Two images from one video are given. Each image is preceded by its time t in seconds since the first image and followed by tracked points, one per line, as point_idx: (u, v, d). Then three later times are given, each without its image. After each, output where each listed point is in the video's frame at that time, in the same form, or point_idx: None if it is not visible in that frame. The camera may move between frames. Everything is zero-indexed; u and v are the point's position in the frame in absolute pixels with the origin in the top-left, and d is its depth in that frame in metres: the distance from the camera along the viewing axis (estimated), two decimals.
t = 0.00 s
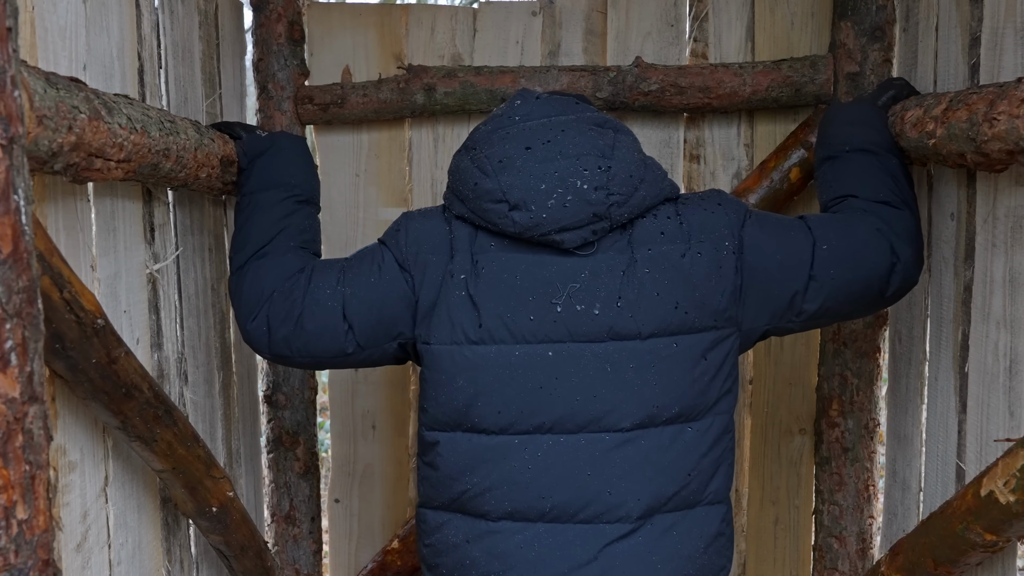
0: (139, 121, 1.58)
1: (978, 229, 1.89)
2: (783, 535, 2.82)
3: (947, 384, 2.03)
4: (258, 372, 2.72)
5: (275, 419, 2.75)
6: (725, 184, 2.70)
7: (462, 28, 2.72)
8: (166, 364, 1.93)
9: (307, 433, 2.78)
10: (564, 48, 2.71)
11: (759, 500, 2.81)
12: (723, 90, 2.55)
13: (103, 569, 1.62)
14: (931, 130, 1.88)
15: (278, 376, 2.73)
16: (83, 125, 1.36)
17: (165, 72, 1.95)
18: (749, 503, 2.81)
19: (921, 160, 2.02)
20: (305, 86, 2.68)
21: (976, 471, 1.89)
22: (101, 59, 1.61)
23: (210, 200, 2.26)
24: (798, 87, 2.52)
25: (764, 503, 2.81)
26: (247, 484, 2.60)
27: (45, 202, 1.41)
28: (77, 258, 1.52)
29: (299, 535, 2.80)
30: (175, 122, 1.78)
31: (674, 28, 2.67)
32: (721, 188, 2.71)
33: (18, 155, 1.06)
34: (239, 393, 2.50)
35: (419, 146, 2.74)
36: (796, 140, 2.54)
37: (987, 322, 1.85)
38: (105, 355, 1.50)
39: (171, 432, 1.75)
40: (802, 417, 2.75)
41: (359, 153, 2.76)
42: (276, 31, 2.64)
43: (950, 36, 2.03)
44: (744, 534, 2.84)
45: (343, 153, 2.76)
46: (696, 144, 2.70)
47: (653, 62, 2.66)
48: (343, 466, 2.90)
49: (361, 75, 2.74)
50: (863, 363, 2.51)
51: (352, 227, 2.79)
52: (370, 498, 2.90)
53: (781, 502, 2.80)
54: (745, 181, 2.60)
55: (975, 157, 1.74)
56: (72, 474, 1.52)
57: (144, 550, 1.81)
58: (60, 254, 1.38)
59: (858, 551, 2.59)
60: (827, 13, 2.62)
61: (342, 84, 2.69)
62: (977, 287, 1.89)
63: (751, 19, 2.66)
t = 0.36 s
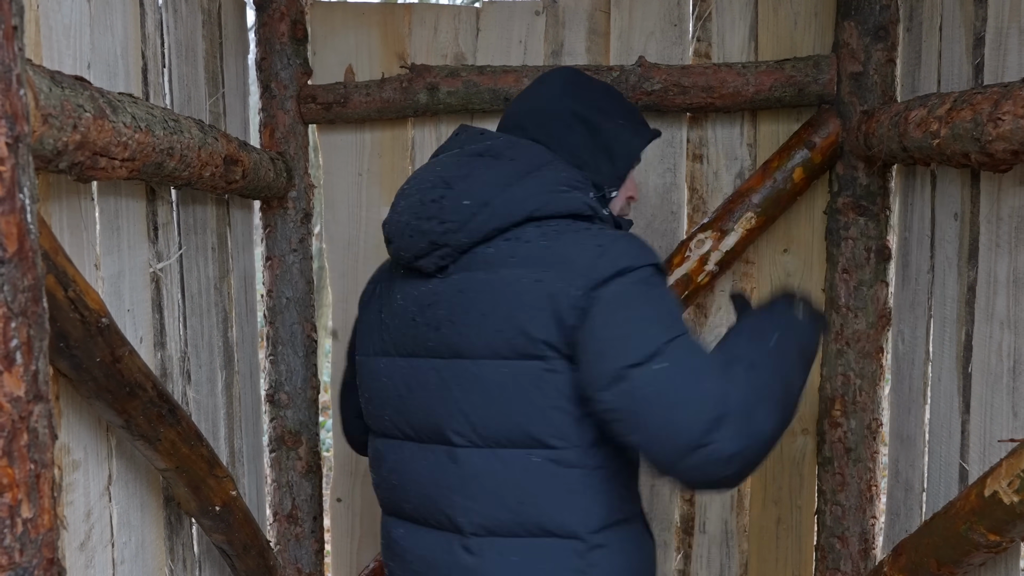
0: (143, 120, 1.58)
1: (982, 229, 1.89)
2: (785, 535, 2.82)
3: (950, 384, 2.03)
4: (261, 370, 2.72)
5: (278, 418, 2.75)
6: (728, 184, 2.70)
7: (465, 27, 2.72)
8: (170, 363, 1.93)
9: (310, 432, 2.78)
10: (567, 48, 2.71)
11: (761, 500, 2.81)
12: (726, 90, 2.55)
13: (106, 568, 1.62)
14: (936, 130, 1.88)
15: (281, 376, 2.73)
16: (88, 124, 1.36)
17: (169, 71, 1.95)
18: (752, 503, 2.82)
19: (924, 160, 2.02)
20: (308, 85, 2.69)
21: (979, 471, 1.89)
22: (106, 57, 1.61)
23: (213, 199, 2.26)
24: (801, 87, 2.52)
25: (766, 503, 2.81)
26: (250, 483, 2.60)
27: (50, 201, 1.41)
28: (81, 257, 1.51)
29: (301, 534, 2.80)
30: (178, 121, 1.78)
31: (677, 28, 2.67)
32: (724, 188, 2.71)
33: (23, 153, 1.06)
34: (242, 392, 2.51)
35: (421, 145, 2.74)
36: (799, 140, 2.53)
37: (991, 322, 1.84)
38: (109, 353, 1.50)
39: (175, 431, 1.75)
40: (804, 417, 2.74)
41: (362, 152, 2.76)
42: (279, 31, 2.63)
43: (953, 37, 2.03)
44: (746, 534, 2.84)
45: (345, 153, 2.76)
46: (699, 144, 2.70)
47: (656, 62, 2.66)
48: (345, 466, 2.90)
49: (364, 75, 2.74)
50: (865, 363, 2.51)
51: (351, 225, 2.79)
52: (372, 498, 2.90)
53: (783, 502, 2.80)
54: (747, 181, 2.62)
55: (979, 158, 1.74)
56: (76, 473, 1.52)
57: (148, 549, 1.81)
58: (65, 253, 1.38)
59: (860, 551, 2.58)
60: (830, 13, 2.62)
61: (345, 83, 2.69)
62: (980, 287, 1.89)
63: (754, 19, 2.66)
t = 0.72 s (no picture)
0: (150, 117, 1.57)
1: (991, 230, 1.88)
2: (789, 536, 2.81)
3: (958, 385, 2.02)
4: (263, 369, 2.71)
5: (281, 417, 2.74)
6: (733, 183, 2.69)
7: (470, 25, 2.71)
8: (174, 362, 1.92)
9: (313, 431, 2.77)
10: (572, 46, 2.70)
11: (765, 501, 2.80)
12: (733, 89, 2.54)
13: (110, 568, 1.61)
14: (944, 130, 1.88)
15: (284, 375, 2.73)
16: (95, 120, 1.35)
17: (174, 68, 1.94)
18: (756, 505, 2.81)
19: (933, 160, 2.01)
20: (313, 83, 2.68)
21: (987, 473, 1.88)
22: (112, 54, 1.61)
23: (217, 197, 2.25)
24: (808, 87, 2.51)
25: (770, 504, 2.80)
26: (253, 482, 2.59)
27: (56, 198, 1.40)
28: (87, 254, 1.50)
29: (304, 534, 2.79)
30: (184, 118, 1.77)
31: (683, 27, 2.66)
32: (730, 188, 2.70)
33: (31, 149, 1.05)
34: (245, 390, 2.50)
35: (426, 144, 2.73)
36: (805, 140, 2.52)
37: (999, 323, 1.83)
38: (114, 352, 1.49)
39: (179, 429, 1.74)
40: (809, 418, 2.74)
41: (366, 151, 2.75)
42: (282, 28, 2.63)
43: (962, 37, 2.02)
44: (750, 535, 2.83)
45: (349, 151, 2.75)
46: (704, 143, 2.69)
47: (662, 61, 2.65)
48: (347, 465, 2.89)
49: (368, 72, 2.73)
50: (871, 364, 2.49)
51: (355, 224, 2.78)
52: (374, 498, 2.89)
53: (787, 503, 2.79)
54: (752, 181, 2.61)
55: (988, 158, 1.73)
56: (81, 472, 1.50)
57: (151, 549, 1.79)
58: (71, 250, 1.37)
59: (865, 552, 2.58)
60: (837, 13, 2.61)
61: (350, 81, 2.68)
62: (989, 288, 1.88)
63: (760, 18, 2.65)
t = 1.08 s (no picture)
0: (148, 116, 1.57)
1: (991, 230, 1.88)
2: (790, 536, 2.80)
3: (958, 384, 2.02)
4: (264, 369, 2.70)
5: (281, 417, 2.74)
6: (733, 183, 2.69)
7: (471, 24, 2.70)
8: (173, 361, 1.92)
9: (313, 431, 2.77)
10: (572, 45, 2.70)
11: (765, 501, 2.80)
12: (733, 88, 2.53)
13: (109, 567, 1.60)
14: (945, 129, 1.87)
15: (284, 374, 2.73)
16: (93, 119, 1.35)
17: (173, 66, 1.94)
18: (756, 504, 2.80)
19: (934, 158, 2.01)
20: (312, 82, 2.68)
21: (987, 473, 1.88)
22: (111, 52, 1.60)
23: (217, 196, 2.24)
24: (808, 86, 2.51)
25: (770, 504, 2.80)
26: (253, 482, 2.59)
27: (54, 196, 1.40)
28: (85, 253, 1.50)
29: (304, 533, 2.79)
30: (183, 116, 1.77)
31: (683, 26, 2.65)
32: (730, 187, 2.69)
33: (29, 147, 1.05)
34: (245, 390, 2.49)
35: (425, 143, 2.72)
36: (806, 140, 2.52)
37: (1000, 322, 1.83)
38: (113, 351, 1.49)
39: (179, 429, 1.74)
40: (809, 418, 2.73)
41: (365, 150, 2.74)
42: (282, 27, 2.63)
43: (963, 36, 2.01)
44: (750, 535, 2.82)
45: (349, 150, 2.75)
46: (705, 142, 2.68)
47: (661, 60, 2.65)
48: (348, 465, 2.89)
49: (368, 71, 2.72)
50: (871, 364, 2.48)
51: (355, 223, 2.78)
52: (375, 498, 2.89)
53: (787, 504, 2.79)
54: (753, 180, 2.61)
55: (989, 157, 1.73)
56: (79, 471, 1.50)
57: (150, 549, 1.79)
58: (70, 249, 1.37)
59: (864, 552, 2.57)
60: (838, 12, 2.60)
61: (349, 80, 2.67)
62: (989, 287, 1.87)
63: (760, 17, 2.64)
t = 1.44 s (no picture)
0: (147, 114, 1.56)
1: (991, 229, 1.87)
2: (789, 535, 2.80)
3: (959, 383, 2.01)
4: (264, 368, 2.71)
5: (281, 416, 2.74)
6: (734, 182, 2.68)
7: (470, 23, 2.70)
8: (172, 361, 1.92)
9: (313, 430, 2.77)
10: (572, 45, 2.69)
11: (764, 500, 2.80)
12: (733, 87, 2.53)
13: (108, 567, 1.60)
14: (946, 128, 1.87)
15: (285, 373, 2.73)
16: (91, 117, 1.34)
17: (172, 65, 1.93)
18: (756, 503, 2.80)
19: (934, 157, 2.00)
20: (312, 81, 2.67)
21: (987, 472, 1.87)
22: (110, 51, 1.60)
23: (216, 195, 2.24)
24: (808, 85, 2.50)
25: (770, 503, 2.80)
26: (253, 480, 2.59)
27: (53, 195, 1.40)
28: (84, 252, 1.50)
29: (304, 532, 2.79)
30: (182, 115, 1.77)
31: (683, 25, 2.65)
32: (730, 186, 2.69)
33: (26, 146, 1.04)
34: (245, 389, 2.50)
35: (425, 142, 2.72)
36: (806, 138, 2.51)
37: (1000, 321, 1.82)
38: (112, 350, 1.49)
39: (178, 429, 1.74)
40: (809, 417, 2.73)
41: (365, 149, 2.74)
42: (282, 25, 2.63)
43: (963, 35, 2.01)
44: (749, 534, 2.82)
45: (348, 149, 2.75)
46: (705, 141, 2.68)
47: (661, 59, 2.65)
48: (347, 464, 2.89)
49: (367, 70, 2.71)
50: (870, 363, 2.48)
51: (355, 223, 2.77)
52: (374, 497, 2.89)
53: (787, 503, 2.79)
54: (753, 178, 2.60)
55: (989, 156, 1.73)
56: (78, 470, 1.50)
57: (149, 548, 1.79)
58: (68, 248, 1.37)
59: (865, 551, 2.57)
60: (838, 10, 2.60)
61: (349, 78, 2.67)
62: (989, 286, 1.87)
63: (761, 16, 2.64)
